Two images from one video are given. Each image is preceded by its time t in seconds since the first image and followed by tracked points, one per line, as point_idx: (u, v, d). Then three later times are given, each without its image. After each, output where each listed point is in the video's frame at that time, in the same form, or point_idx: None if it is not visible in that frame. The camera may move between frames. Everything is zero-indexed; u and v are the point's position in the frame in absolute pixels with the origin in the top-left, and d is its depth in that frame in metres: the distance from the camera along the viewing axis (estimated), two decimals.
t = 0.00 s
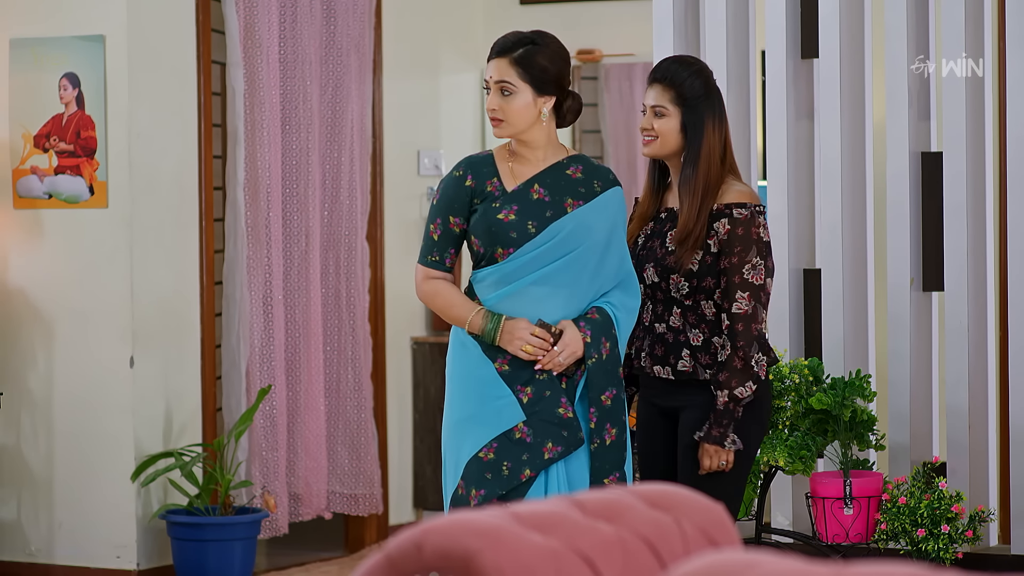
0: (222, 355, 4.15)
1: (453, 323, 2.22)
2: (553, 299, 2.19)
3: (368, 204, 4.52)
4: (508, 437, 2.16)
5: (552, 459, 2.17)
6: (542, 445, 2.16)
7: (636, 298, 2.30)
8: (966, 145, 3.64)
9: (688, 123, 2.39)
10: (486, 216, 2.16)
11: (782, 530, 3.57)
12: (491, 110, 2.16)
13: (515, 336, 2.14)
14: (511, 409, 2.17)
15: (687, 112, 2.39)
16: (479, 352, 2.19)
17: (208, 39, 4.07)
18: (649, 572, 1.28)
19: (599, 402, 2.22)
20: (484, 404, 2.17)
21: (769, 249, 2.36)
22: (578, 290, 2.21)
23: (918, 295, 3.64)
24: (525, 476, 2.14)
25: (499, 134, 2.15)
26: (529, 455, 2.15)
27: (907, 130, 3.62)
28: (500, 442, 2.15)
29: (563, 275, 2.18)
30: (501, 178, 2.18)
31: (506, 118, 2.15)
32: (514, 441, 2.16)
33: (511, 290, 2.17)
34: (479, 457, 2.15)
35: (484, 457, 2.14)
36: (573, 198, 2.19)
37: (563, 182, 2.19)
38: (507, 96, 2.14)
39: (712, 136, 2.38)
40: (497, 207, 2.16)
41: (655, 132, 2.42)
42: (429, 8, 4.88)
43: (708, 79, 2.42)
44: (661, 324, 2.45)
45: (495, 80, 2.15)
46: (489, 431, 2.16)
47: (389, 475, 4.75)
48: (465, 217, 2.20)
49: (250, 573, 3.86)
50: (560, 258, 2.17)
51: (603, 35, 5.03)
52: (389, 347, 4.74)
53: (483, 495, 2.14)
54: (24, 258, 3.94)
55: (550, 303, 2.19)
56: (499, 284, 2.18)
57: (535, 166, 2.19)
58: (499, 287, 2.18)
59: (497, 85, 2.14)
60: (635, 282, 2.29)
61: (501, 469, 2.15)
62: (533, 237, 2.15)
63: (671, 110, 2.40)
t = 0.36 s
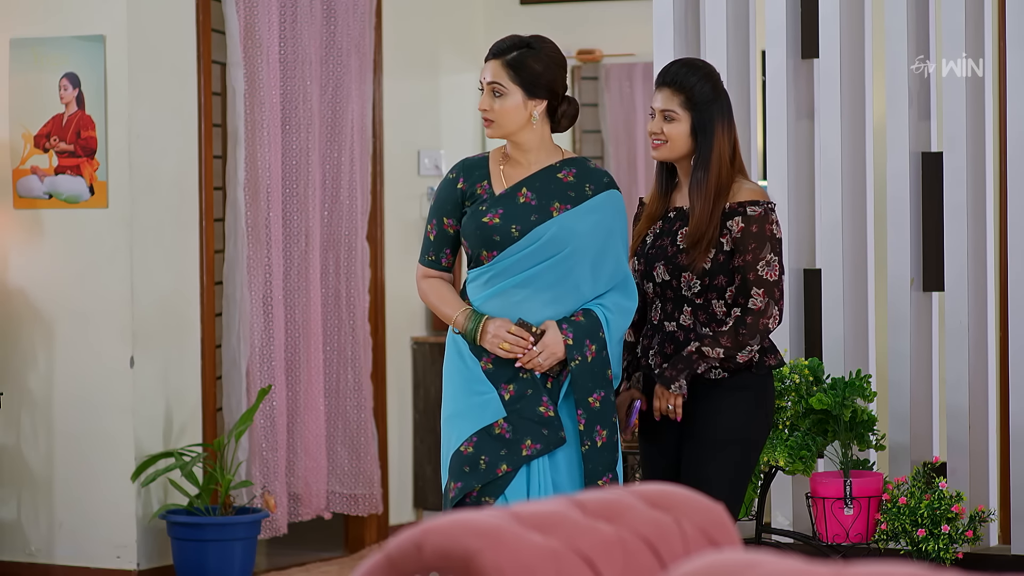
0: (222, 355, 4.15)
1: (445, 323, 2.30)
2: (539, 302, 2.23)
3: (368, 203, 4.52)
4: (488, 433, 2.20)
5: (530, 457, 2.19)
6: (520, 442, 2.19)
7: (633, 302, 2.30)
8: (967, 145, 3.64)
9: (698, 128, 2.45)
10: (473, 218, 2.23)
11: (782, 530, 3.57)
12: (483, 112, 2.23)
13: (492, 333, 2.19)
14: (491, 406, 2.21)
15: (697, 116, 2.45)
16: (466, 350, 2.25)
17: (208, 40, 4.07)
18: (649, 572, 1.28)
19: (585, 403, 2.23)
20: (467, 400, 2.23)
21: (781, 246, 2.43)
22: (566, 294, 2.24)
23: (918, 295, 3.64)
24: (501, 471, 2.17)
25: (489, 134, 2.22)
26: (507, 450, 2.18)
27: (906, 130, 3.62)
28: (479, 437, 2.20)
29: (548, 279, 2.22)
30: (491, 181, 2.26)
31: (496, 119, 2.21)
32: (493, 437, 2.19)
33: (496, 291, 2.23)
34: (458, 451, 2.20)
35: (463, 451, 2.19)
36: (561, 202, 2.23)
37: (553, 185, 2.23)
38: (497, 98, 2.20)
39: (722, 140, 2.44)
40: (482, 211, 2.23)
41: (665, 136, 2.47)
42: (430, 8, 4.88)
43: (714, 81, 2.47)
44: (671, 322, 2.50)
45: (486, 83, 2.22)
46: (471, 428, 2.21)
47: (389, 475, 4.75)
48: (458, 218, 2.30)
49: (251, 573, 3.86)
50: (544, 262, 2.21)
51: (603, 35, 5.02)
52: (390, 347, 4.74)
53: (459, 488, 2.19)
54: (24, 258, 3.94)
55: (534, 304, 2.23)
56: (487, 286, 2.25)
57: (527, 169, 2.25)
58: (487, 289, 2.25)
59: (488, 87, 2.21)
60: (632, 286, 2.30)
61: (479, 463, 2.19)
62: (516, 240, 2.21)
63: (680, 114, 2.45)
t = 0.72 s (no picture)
0: (226, 355, 4.14)
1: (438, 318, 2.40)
2: (523, 294, 2.30)
3: (372, 204, 4.52)
4: (470, 428, 2.28)
5: (511, 451, 2.26)
6: (501, 436, 2.27)
7: (624, 299, 2.35)
8: (972, 145, 3.64)
9: (710, 134, 2.45)
10: (461, 213, 2.33)
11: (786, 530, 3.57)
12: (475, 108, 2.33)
13: (472, 323, 2.28)
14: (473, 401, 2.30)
15: (708, 122, 2.45)
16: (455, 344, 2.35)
17: (212, 40, 4.07)
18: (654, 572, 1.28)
19: (567, 397, 2.29)
20: (453, 395, 2.32)
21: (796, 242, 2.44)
22: (552, 288, 2.30)
23: (922, 295, 3.64)
24: (482, 466, 2.26)
25: (480, 128, 2.31)
26: (488, 445, 2.26)
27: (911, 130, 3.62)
28: (462, 433, 2.29)
29: (532, 272, 2.29)
30: (481, 176, 2.35)
31: (487, 115, 2.31)
32: (475, 432, 2.28)
33: (482, 283, 2.32)
34: (444, 446, 2.30)
35: (448, 446, 2.29)
36: (546, 197, 2.29)
37: (540, 181, 2.30)
38: (488, 94, 2.30)
39: (734, 145, 2.44)
40: (469, 205, 2.32)
41: (676, 143, 2.47)
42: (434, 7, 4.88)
43: (725, 85, 2.46)
44: (683, 320, 2.51)
45: (479, 79, 2.31)
46: (455, 422, 2.30)
47: (393, 475, 4.75)
48: (451, 215, 2.40)
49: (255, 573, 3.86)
50: (527, 254, 2.27)
51: (608, 34, 5.02)
52: (394, 347, 4.74)
53: (444, 483, 2.29)
54: (28, 258, 3.94)
55: (519, 296, 2.29)
56: (475, 278, 2.34)
57: (515, 167, 2.33)
58: (475, 282, 2.34)
59: (480, 83, 2.30)
60: (621, 282, 2.34)
61: (463, 458, 2.28)
62: (499, 233, 2.28)
63: (691, 120, 2.45)
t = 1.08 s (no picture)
0: (246, 355, 4.14)
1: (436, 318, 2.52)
2: (504, 292, 2.37)
3: (391, 204, 4.52)
4: (458, 429, 2.39)
5: (494, 450, 2.35)
6: (485, 436, 2.36)
7: (607, 300, 2.39)
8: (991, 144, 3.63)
9: (729, 127, 2.45)
10: (450, 212, 2.44)
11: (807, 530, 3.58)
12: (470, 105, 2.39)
13: (451, 323, 2.38)
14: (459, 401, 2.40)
15: (728, 115, 2.45)
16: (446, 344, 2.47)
17: (232, 40, 4.07)
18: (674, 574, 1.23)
19: (545, 397, 2.36)
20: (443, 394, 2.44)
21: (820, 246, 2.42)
22: (534, 287, 2.37)
23: (942, 295, 3.64)
24: (468, 467, 2.36)
25: (475, 127, 2.37)
26: (473, 446, 2.36)
27: (932, 130, 3.61)
28: (451, 434, 2.40)
29: (513, 271, 2.36)
30: (473, 176, 2.45)
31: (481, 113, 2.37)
32: (462, 433, 2.38)
33: (468, 280, 2.41)
34: (435, 447, 2.42)
35: (439, 447, 2.41)
36: (530, 197, 2.36)
37: (525, 181, 2.37)
38: (481, 92, 2.36)
39: (754, 141, 2.44)
40: (457, 204, 2.42)
41: (696, 136, 2.48)
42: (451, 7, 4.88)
43: (746, 80, 2.46)
44: (704, 322, 2.51)
45: (474, 78, 2.37)
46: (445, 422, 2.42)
47: (413, 475, 4.75)
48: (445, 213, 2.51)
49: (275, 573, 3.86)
50: (508, 253, 2.35)
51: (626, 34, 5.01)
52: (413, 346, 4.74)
53: (435, 483, 2.41)
54: (49, 258, 3.94)
55: (500, 295, 2.37)
56: (464, 276, 2.44)
57: (505, 167, 2.41)
58: (463, 279, 2.43)
59: (475, 82, 2.36)
60: (604, 284, 2.38)
61: (452, 459, 2.39)
62: (482, 231, 2.38)
63: (711, 113, 2.46)
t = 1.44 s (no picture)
0: (274, 355, 4.15)
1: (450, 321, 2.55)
2: (510, 294, 2.37)
3: (419, 205, 4.53)
4: (468, 430, 2.40)
5: (501, 451, 2.35)
6: (492, 437, 2.36)
7: (612, 301, 2.39)
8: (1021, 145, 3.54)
9: (757, 125, 2.44)
10: (459, 214, 2.46)
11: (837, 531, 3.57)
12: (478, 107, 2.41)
13: (457, 325, 2.40)
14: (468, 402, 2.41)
15: (756, 113, 2.45)
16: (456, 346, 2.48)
17: (260, 41, 4.08)
18: None
19: (550, 399, 2.35)
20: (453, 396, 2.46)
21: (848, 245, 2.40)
22: (540, 288, 2.37)
23: (972, 295, 3.64)
24: (475, 467, 2.36)
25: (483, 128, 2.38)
26: (481, 446, 2.36)
27: (960, 131, 3.60)
28: (461, 435, 2.41)
29: (518, 272, 2.36)
30: (482, 178, 2.46)
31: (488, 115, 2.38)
32: (470, 434, 2.39)
33: (475, 282, 2.42)
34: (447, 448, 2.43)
35: (449, 448, 2.42)
36: (536, 198, 2.36)
37: (530, 183, 2.37)
38: (488, 94, 2.37)
39: (782, 141, 2.43)
40: (466, 206, 2.43)
41: (724, 134, 2.48)
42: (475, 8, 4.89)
43: (776, 79, 2.46)
44: (736, 323, 2.52)
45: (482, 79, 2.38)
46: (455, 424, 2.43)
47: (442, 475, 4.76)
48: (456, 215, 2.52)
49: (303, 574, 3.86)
50: (513, 254, 2.35)
51: (655, 34, 5.04)
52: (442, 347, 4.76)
53: (445, 484, 2.41)
54: (80, 259, 3.95)
55: (506, 296, 2.38)
56: (472, 278, 2.44)
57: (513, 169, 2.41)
58: (472, 280, 2.44)
59: (482, 84, 2.37)
60: (609, 285, 2.38)
61: (461, 460, 2.39)
62: (489, 233, 2.38)
63: (739, 111, 2.46)
